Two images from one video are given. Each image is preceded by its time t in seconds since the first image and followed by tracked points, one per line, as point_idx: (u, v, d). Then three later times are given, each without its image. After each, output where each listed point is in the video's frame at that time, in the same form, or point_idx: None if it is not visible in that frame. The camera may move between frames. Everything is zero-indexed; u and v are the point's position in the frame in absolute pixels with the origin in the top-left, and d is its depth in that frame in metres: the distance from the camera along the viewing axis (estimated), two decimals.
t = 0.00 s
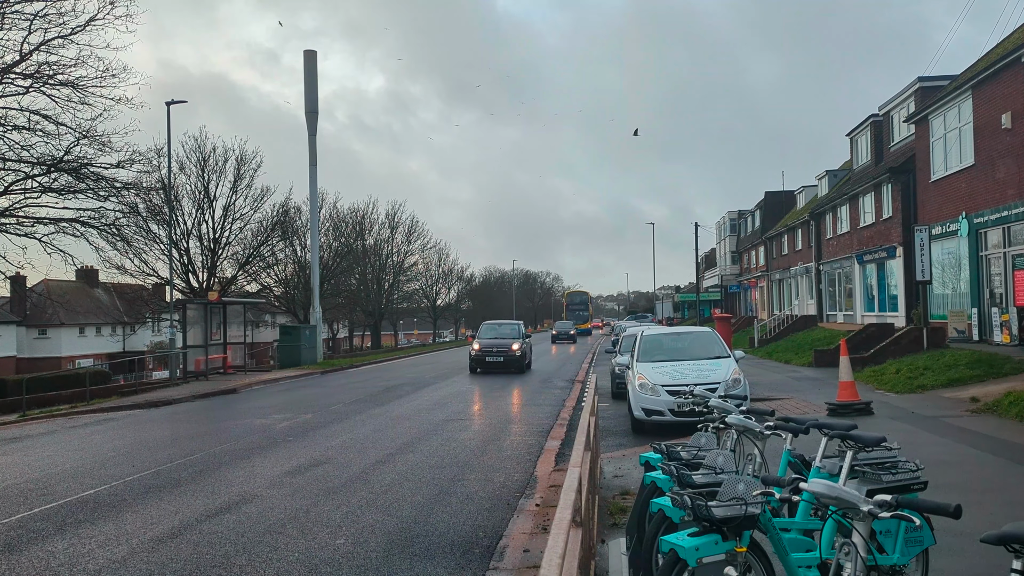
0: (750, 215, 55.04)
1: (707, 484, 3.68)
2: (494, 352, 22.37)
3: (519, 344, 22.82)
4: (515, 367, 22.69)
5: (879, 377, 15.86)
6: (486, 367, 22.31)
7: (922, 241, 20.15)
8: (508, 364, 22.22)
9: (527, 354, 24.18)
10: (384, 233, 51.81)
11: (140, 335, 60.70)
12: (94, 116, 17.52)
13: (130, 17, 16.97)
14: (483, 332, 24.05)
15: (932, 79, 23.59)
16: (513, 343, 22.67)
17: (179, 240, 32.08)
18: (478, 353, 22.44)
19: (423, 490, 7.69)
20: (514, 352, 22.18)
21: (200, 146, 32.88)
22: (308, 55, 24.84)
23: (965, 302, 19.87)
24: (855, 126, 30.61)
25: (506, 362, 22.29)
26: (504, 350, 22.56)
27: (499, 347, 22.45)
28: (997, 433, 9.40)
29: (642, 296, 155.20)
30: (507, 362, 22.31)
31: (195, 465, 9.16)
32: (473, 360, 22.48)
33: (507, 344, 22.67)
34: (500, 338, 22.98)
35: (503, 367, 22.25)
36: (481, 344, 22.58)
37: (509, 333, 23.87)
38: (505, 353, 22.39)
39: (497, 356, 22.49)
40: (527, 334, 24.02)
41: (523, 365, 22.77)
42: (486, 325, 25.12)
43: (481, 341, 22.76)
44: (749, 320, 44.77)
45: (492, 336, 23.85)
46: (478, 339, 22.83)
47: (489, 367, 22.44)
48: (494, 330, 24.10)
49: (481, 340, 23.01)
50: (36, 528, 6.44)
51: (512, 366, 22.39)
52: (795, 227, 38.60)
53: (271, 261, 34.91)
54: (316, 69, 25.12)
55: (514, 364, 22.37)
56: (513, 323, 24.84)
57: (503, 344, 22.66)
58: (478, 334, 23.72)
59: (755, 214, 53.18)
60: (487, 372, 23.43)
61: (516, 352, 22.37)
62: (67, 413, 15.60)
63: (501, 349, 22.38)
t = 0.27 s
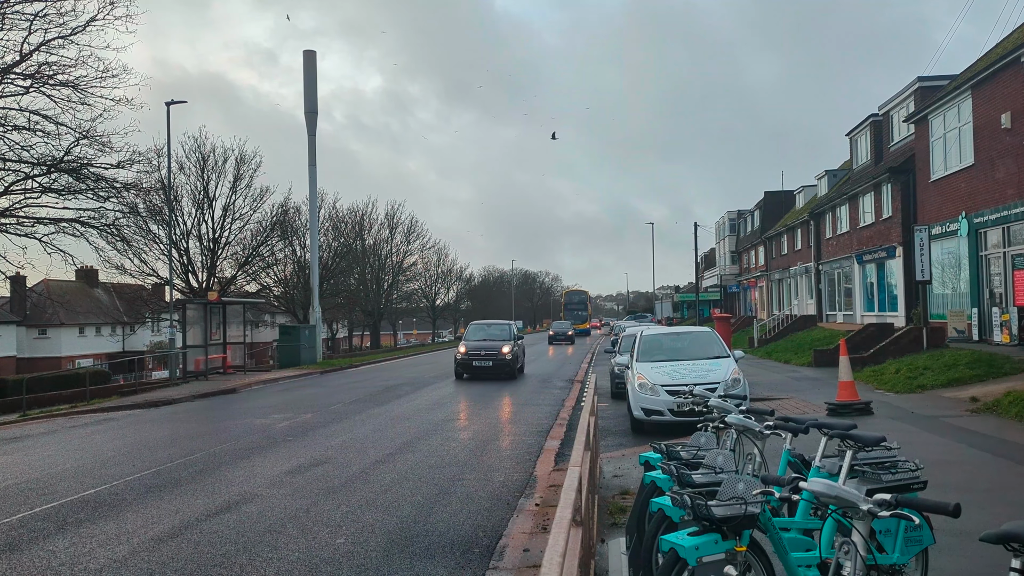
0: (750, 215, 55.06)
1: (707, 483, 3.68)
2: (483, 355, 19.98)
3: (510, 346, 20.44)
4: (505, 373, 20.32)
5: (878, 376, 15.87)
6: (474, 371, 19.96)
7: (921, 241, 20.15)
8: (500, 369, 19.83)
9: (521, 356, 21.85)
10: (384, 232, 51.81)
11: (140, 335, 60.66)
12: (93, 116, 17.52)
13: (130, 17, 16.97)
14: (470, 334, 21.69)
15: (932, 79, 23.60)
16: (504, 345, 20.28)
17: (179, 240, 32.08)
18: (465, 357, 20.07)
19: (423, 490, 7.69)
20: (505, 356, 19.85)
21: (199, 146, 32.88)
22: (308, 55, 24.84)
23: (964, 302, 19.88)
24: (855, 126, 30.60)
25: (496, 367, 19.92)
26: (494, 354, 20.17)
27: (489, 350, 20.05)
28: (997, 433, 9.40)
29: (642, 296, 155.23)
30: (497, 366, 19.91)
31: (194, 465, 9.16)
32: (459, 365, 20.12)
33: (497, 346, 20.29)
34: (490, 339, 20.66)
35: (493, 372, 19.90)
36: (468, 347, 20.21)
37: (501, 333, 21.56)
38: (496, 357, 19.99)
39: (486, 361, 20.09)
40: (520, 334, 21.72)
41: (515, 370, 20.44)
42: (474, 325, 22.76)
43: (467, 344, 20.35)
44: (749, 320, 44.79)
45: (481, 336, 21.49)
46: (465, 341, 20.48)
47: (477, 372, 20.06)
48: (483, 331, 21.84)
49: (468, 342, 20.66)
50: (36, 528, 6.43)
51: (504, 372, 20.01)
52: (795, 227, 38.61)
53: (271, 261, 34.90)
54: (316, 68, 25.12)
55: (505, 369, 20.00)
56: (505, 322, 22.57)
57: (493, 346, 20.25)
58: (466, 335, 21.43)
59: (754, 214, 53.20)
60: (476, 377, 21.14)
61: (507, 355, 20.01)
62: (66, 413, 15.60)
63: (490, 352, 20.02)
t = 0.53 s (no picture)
0: (750, 215, 55.08)
1: (706, 483, 3.69)
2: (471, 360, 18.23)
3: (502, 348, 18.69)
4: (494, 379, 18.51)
5: (878, 376, 15.87)
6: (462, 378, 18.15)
7: (921, 241, 20.15)
8: (489, 375, 18.06)
9: (512, 360, 20.10)
10: (384, 232, 51.82)
11: (140, 335, 60.68)
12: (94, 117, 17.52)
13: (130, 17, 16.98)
14: (457, 335, 19.84)
15: (931, 79, 23.61)
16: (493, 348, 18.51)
17: (179, 240, 32.10)
18: (450, 361, 18.27)
19: (423, 489, 7.70)
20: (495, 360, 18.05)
21: (199, 146, 32.89)
22: (308, 55, 24.85)
23: (964, 302, 19.88)
24: (855, 126, 30.60)
25: (486, 371, 18.15)
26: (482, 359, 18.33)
27: (476, 354, 18.26)
28: (997, 433, 9.40)
29: (642, 296, 155.27)
30: (486, 371, 18.13)
31: (194, 465, 9.16)
32: (443, 371, 18.29)
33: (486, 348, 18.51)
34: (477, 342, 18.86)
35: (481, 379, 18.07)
36: (454, 350, 18.41)
37: (489, 335, 19.70)
38: (485, 361, 18.21)
39: (473, 366, 18.24)
40: (510, 336, 19.97)
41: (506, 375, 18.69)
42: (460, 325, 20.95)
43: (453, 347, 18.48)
44: (749, 320, 44.79)
45: (467, 338, 19.69)
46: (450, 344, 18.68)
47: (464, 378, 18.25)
48: (469, 332, 20.05)
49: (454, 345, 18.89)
50: (36, 528, 6.44)
51: (493, 378, 18.23)
52: (795, 227, 38.63)
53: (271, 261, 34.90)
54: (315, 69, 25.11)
55: (496, 374, 18.24)
56: (493, 322, 20.77)
57: (482, 349, 18.47)
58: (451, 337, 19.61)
59: (754, 214, 53.21)
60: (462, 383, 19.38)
61: (497, 360, 18.26)
62: (66, 413, 15.61)
63: (478, 356, 18.23)
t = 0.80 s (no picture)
0: (750, 214, 55.09)
1: (705, 483, 3.70)
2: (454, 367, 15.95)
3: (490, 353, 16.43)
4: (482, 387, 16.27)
5: (879, 376, 15.86)
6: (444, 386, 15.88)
7: (921, 240, 20.15)
8: (475, 382, 15.82)
9: (501, 365, 17.87)
10: (385, 232, 51.82)
11: (140, 335, 60.72)
12: (94, 116, 17.55)
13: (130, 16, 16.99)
14: (440, 338, 17.62)
15: (932, 79, 23.61)
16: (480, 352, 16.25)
17: (179, 239, 32.11)
18: (431, 367, 15.98)
19: (423, 490, 7.69)
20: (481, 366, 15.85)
21: (200, 145, 32.90)
22: (308, 54, 24.86)
23: (964, 301, 19.88)
24: (855, 126, 30.58)
25: (471, 379, 15.90)
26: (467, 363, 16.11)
27: (460, 359, 15.99)
28: (996, 432, 9.41)
29: (643, 295, 155.29)
30: (472, 379, 15.85)
31: (194, 465, 9.16)
32: (422, 379, 16.09)
33: (471, 352, 16.24)
34: (462, 345, 16.61)
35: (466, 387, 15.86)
36: (434, 355, 16.15)
37: (476, 336, 17.42)
38: (470, 368, 15.96)
39: (456, 373, 16.00)
40: (500, 338, 17.73)
41: (495, 383, 16.44)
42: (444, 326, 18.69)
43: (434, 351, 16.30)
44: (749, 319, 44.79)
45: (452, 340, 17.44)
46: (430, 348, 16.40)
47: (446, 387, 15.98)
48: (452, 333, 17.77)
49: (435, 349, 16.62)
50: (37, 528, 6.44)
51: (480, 386, 15.97)
52: (795, 227, 38.62)
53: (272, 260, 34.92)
54: (316, 69, 25.10)
55: (483, 382, 16.00)
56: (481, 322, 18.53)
57: (467, 354, 16.19)
58: (433, 339, 17.38)
59: (755, 213, 53.23)
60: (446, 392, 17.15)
61: (485, 366, 16.01)
62: (66, 413, 15.59)
63: (462, 362, 15.98)
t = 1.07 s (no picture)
0: (750, 214, 55.11)
1: (705, 482, 3.70)
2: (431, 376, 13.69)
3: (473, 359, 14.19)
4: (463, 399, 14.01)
5: (878, 375, 15.86)
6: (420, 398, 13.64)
7: (921, 240, 20.15)
8: (455, 394, 13.56)
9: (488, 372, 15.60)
10: (385, 231, 51.81)
11: (140, 334, 60.80)
12: (95, 115, 17.56)
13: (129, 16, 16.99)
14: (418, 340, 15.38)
15: (932, 78, 23.62)
16: (462, 357, 14.02)
17: (179, 239, 32.11)
18: (404, 376, 13.75)
19: (423, 489, 7.69)
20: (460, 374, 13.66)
21: (200, 144, 32.91)
22: (309, 53, 24.84)
23: (964, 301, 19.88)
24: (856, 125, 30.57)
25: (450, 390, 13.64)
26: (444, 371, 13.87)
27: (438, 365, 13.75)
28: (996, 431, 9.42)
29: (643, 294, 155.26)
30: (451, 389, 13.62)
31: (195, 464, 9.16)
32: (394, 389, 13.90)
33: (452, 358, 14.00)
34: (441, 349, 14.40)
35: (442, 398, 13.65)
36: (408, 361, 13.92)
37: (459, 339, 15.17)
38: (450, 377, 13.73)
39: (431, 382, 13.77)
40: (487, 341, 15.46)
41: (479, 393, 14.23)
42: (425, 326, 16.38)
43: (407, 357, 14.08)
44: (749, 319, 44.80)
45: (431, 343, 15.17)
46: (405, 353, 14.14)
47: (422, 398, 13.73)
48: (433, 335, 15.53)
49: (410, 354, 14.36)
50: (36, 527, 6.43)
51: (462, 397, 13.74)
52: (795, 226, 38.62)
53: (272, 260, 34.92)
54: (316, 68, 25.11)
55: (465, 393, 13.76)
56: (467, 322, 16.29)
57: (447, 360, 13.94)
58: (409, 342, 15.15)
59: (755, 213, 53.23)
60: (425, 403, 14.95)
61: (467, 374, 13.78)
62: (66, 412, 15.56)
63: (440, 369, 13.75)
